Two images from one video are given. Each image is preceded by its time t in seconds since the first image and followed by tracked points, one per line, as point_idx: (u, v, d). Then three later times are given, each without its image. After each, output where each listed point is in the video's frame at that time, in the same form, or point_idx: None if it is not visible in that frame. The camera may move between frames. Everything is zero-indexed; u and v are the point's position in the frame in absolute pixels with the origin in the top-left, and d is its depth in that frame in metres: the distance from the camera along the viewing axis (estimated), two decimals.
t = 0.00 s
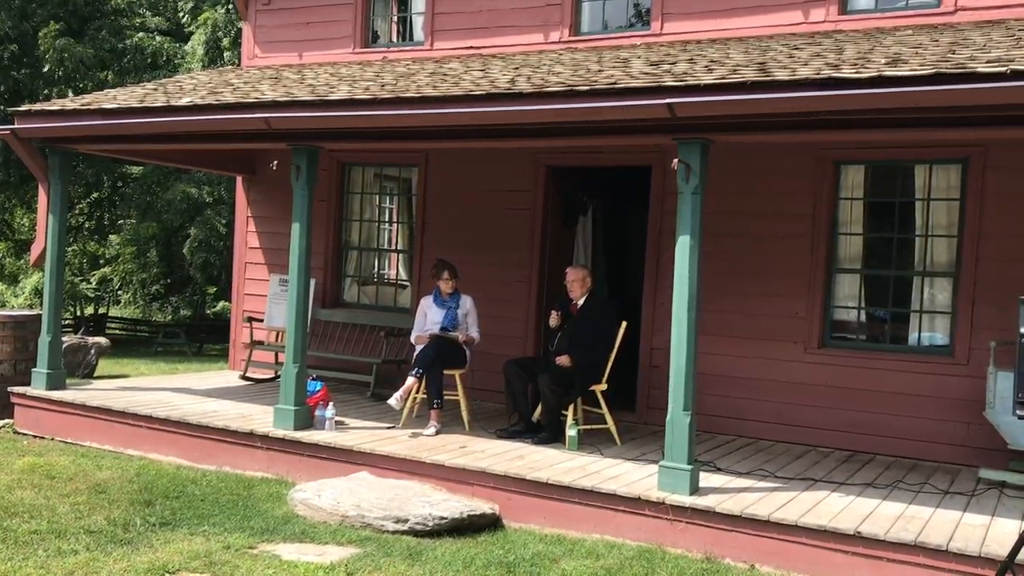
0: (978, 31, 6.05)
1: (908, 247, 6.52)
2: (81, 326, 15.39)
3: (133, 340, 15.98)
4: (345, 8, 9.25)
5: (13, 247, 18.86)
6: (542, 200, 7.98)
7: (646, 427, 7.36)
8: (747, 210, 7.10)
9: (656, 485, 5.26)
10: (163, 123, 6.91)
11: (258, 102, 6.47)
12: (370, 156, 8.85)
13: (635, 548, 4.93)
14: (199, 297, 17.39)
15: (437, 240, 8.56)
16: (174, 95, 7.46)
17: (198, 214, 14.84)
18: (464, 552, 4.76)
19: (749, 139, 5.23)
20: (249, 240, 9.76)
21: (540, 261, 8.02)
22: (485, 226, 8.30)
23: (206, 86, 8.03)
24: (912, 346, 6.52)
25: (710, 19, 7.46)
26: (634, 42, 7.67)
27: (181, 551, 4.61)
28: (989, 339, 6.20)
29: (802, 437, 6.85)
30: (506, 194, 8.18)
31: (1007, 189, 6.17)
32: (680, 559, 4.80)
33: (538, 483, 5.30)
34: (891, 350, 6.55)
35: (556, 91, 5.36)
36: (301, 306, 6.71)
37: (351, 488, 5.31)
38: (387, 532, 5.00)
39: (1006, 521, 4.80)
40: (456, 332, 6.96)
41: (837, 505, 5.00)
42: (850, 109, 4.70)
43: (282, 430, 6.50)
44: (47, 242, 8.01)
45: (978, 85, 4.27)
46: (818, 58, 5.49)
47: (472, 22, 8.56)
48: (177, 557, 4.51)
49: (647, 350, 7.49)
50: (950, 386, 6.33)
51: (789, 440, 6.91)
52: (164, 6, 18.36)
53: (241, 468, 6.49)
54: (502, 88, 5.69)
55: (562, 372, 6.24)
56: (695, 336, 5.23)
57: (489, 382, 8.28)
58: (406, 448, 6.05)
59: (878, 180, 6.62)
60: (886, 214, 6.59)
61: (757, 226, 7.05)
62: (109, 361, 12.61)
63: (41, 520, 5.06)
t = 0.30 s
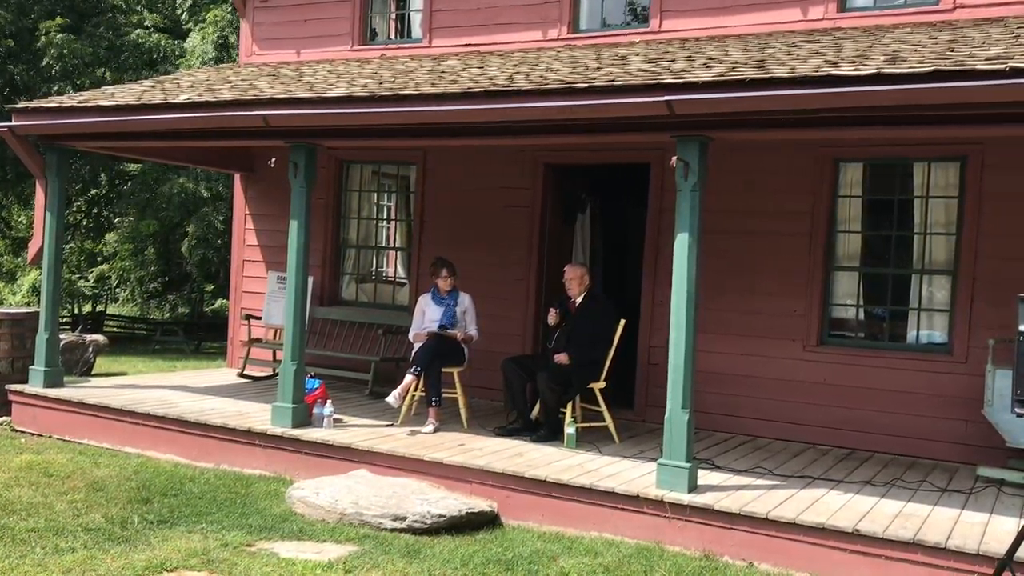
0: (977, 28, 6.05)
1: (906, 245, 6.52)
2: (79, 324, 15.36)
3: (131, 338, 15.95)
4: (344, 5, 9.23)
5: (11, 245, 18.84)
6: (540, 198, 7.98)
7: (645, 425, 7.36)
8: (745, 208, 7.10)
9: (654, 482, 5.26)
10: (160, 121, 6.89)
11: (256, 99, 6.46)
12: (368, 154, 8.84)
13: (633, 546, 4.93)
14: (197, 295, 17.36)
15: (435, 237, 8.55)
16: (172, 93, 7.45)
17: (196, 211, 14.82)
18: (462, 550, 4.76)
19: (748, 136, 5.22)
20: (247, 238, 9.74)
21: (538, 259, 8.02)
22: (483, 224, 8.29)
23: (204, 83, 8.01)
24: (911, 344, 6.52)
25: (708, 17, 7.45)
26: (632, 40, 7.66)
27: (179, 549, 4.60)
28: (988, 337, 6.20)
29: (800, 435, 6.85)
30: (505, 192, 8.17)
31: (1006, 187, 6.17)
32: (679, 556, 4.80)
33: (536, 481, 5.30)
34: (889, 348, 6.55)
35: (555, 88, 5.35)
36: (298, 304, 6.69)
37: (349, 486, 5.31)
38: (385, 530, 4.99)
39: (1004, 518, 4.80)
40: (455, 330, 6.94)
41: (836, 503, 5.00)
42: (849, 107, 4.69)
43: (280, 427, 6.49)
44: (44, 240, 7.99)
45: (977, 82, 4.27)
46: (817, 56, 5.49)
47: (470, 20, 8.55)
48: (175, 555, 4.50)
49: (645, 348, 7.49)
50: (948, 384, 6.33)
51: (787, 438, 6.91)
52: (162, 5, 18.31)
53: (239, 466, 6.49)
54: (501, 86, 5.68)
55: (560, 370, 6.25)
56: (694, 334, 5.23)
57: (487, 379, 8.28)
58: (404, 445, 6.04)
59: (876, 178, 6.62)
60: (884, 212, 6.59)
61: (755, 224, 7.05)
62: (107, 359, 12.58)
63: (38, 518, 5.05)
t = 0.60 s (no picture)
0: (975, 26, 6.05)
1: (906, 243, 6.51)
2: (79, 323, 15.36)
3: (131, 337, 15.95)
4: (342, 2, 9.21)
5: (10, 243, 18.84)
6: (540, 196, 7.98)
7: (644, 422, 7.36)
8: (744, 206, 7.10)
9: (653, 480, 5.27)
10: (159, 119, 6.88)
11: (255, 97, 6.46)
12: (368, 151, 8.83)
13: (632, 543, 4.93)
14: (197, 293, 17.36)
15: (434, 235, 8.55)
16: (171, 91, 7.44)
17: (196, 208, 14.82)
18: (462, 547, 4.76)
19: (747, 134, 5.23)
20: (246, 236, 9.74)
21: (537, 257, 8.02)
22: (483, 222, 8.29)
23: (203, 81, 8.00)
24: (910, 341, 6.52)
25: (707, 15, 7.45)
26: (631, 38, 7.66)
27: (178, 547, 4.61)
28: (987, 334, 6.21)
29: (799, 432, 6.85)
30: (504, 191, 8.17)
31: (1005, 185, 6.17)
32: (678, 553, 4.81)
33: (535, 478, 5.30)
34: (888, 346, 6.56)
35: (554, 86, 5.35)
36: (298, 302, 6.69)
37: (348, 484, 5.31)
38: (385, 528, 5.00)
39: (1003, 516, 4.81)
40: (454, 328, 6.94)
41: (835, 500, 5.00)
42: (848, 105, 4.69)
43: (280, 425, 6.49)
44: (44, 238, 7.99)
45: (977, 80, 4.27)
46: (816, 53, 5.49)
47: (470, 17, 8.54)
48: (174, 553, 4.51)
49: (645, 346, 7.50)
50: (947, 381, 6.33)
51: (786, 435, 6.91)
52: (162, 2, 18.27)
53: (239, 464, 6.49)
54: (499, 83, 5.68)
55: (559, 367, 6.26)
56: (693, 332, 5.23)
57: (487, 377, 8.28)
58: (403, 443, 6.04)
59: (875, 175, 6.62)
60: (884, 209, 6.59)
61: (754, 222, 7.06)
62: (107, 357, 12.58)
63: (38, 517, 5.05)
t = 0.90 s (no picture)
0: (975, 23, 6.04)
1: (906, 241, 6.51)
2: (79, 323, 15.37)
3: (131, 337, 15.94)
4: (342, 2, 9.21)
5: (10, 244, 18.84)
6: (540, 195, 7.98)
7: (645, 421, 7.37)
8: (744, 204, 7.10)
9: (654, 479, 5.27)
10: (159, 119, 6.88)
11: (254, 97, 6.46)
12: (367, 151, 8.83)
13: (633, 542, 4.93)
14: (197, 293, 17.35)
15: (434, 234, 8.55)
16: (171, 91, 7.44)
17: (196, 208, 14.85)
18: (463, 547, 4.76)
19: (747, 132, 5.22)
20: (246, 236, 9.74)
21: (537, 256, 8.02)
22: (483, 221, 8.29)
23: (203, 81, 8.00)
24: (910, 339, 6.52)
25: (707, 13, 7.44)
26: (631, 36, 7.65)
27: (179, 547, 4.61)
28: (987, 332, 6.20)
29: (800, 431, 6.85)
30: (504, 190, 8.17)
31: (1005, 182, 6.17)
32: (679, 552, 4.81)
33: (536, 478, 5.30)
34: (888, 344, 6.55)
35: (554, 85, 5.35)
36: (298, 302, 6.69)
37: (348, 483, 5.31)
38: (386, 527, 5.00)
39: (1004, 513, 4.80)
40: (454, 327, 6.94)
41: (835, 498, 5.00)
42: (848, 103, 4.69)
43: (280, 425, 6.49)
44: (44, 239, 7.98)
45: (977, 77, 4.27)
46: (816, 51, 5.48)
47: (470, 16, 8.54)
48: (175, 553, 4.51)
49: (645, 344, 7.50)
50: (947, 379, 6.33)
51: (787, 434, 6.91)
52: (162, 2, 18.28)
53: (240, 464, 6.49)
54: (499, 82, 5.68)
55: (559, 366, 6.26)
56: (693, 330, 5.23)
57: (487, 376, 8.28)
58: (404, 443, 6.04)
59: (875, 173, 6.62)
60: (884, 207, 6.59)
61: (754, 220, 7.05)
62: (107, 357, 12.57)
63: (39, 517, 5.05)
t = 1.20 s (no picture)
0: (975, 22, 6.04)
1: (907, 240, 6.51)
2: (79, 325, 15.37)
3: (131, 339, 15.95)
4: (341, 3, 9.21)
5: (10, 247, 18.85)
6: (540, 195, 7.98)
7: (645, 421, 7.36)
8: (744, 203, 7.10)
9: (655, 479, 5.26)
10: (158, 121, 6.88)
11: (253, 99, 6.46)
12: (367, 152, 8.83)
13: (634, 542, 4.93)
14: (197, 295, 17.36)
15: (435, 235, 8.55)
16: (171, 93, 7.44)
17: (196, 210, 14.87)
18: (464, 548, 4.76)
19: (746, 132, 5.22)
20: (247, 238, 9.74)
21: (538, 256, 8.02)
22: (483, 222, 8.29)
23: (202, 83, 8.01)
24: (911, 338, 6.52)
25: (707, 13, 7.44)
26: (631, 37, 7.65)
27: (180, 549, 4.61)
28: (988, 331, 6.20)
29: (801, 430, 6.85)
30: (504, 190, 8.17)
31: (1005, 181, 6.17)
32: (680, 552, 4.80)
33: (537, 478, 5.30)
34: (889, 343, 6.55)
35: (553, 85, 5.34)
36: (298, 303, 6.69)
37: (349, 485, 5.31)
38: (387, 529, 5.00)
39: (1005, 512, 4.80)
40: (455, 328, 6.94)
41: (836, 497, 5.00)
42: (848, 102, 4.69)
43: (281, 427, 6.49)
44: (44, 241, 7.99)
45: (976, 76, 4.27)
46: (815, 51, 5.48)
47: (469, 18, 8.54)
48: (176, 555, 4.51)
49: (646, 345, 7.50)
50: (948, 378, 6.33)
51: (788, 433, 6.91)
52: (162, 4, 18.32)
53: (241, 466, 6.49)
54: (498, 83, 5.68)
55: (559, 366, 6.26)
56: (693, 330, 5.23)
57: (488, 377, 8.28)
58: (405, 444, 6.04)
59: (875, 173, 6.62)
60: (884, 206, 6.59)
61: (754, 220, 7.06)
62: (108, 359, 12.58)
63: (40, 520, 5.06)
